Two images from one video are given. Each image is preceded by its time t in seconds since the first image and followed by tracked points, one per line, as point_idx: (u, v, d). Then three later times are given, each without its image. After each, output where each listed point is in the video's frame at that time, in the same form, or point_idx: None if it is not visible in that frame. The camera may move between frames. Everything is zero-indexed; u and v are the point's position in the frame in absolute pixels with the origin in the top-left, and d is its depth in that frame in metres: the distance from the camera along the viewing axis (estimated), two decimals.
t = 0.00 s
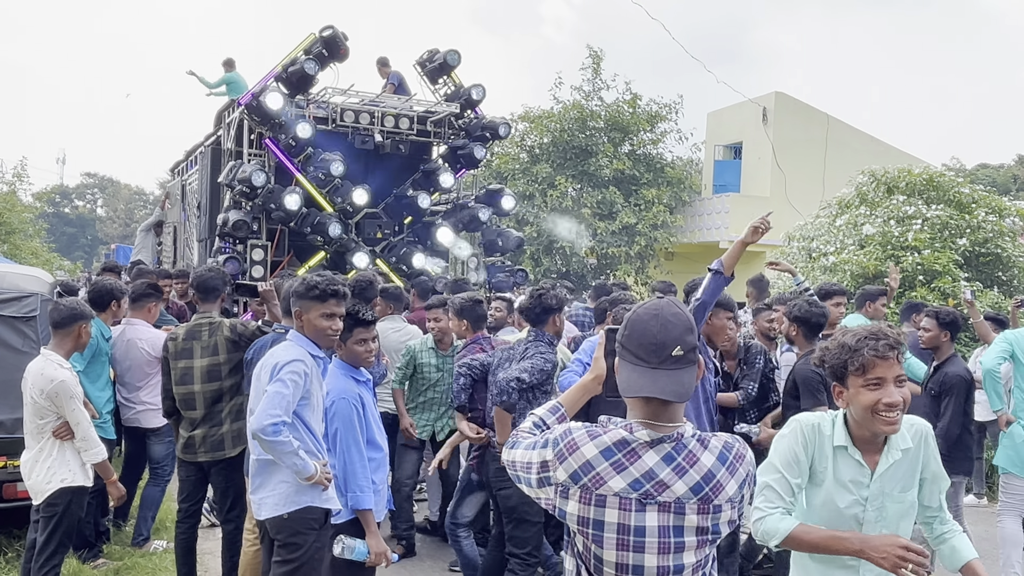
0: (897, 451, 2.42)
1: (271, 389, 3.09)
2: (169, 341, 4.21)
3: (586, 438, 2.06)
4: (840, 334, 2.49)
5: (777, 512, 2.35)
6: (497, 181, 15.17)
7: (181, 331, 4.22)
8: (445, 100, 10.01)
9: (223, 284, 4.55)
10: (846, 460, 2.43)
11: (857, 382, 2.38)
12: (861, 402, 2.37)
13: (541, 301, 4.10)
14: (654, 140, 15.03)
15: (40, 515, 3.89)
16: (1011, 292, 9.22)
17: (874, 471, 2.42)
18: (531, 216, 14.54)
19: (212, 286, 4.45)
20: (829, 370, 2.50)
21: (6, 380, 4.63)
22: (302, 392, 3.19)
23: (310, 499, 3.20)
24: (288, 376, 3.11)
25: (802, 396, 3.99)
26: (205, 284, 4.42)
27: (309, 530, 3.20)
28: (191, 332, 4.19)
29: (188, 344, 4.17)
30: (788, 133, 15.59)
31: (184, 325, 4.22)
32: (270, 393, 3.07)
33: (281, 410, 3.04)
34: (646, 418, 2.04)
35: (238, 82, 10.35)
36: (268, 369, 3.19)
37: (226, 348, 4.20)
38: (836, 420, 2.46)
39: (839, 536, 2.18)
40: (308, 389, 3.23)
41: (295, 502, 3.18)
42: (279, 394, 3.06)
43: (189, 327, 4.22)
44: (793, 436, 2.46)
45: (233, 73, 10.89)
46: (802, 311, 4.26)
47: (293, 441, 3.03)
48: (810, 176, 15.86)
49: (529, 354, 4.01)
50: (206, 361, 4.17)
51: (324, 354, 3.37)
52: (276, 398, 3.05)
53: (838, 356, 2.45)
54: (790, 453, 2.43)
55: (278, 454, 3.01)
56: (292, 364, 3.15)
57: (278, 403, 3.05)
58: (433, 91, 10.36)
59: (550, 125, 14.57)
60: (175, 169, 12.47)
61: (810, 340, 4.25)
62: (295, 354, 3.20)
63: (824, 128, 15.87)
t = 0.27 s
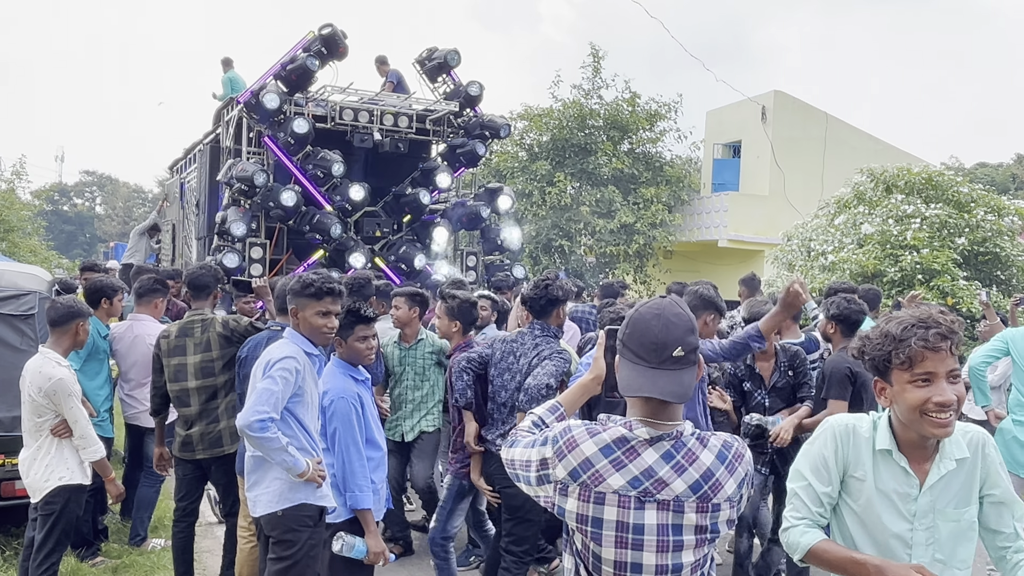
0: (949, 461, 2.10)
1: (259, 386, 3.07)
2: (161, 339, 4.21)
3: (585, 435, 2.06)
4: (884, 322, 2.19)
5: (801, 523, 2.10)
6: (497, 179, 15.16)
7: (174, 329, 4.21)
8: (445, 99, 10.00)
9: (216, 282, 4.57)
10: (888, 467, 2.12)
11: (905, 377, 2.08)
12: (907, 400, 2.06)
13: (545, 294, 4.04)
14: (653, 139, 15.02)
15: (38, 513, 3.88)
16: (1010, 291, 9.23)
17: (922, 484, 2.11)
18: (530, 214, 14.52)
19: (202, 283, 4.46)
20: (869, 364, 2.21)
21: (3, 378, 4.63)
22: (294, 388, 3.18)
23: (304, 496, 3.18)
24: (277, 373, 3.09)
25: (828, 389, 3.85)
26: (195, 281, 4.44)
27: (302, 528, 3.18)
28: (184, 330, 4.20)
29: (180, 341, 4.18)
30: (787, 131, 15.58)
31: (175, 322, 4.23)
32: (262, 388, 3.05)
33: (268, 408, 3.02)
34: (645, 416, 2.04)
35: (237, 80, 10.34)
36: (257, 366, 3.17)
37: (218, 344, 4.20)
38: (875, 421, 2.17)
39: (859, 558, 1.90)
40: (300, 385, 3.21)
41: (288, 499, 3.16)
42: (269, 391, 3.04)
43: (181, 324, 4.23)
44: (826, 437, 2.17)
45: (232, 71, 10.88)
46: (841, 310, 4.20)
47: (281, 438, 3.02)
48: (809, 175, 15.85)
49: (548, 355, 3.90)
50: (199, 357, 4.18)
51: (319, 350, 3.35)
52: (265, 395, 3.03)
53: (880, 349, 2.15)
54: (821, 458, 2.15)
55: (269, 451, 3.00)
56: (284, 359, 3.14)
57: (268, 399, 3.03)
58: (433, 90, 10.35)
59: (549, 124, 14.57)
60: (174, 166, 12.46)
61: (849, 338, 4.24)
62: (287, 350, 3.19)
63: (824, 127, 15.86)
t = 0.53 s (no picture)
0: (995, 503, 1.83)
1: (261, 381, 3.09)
2: (163, 338, 4.22)
3: (586, 434, 2.06)
4: (920, 346, 1.92)
5: None
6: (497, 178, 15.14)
7: (176, 328, 4.22)
8: (445, 98, 10.00)
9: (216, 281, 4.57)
10: (932, 519, 1.80)
11: (956, 409, 1.79)
12: (959, 436, 1.76)
13: (534, 291, 4.04)
14: (654, 138, 15.01)
15: (39, 512, 3.89)
16: (1011, 290, 9.23)
17: (974, 535, 1.80)
18: (531, 212, 14.51)
19: (204, 283, 4.47)
20: (905, 394, 1.91)
21: (4, 377, 4.63)
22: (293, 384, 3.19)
23: (302, 493, 3.19)
24: (278, 369, 3.11)
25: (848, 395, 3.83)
26: (197, 281, 4.46)
27: (300, 524, 3.18)
28: (185, 329, 4.20)
29: (181, 340, 4.19)
30: (788, 130, 15.57)
31: (177, 321, 4.23)
32: (264, 383, 3.07)
33: (272, 402, 3.04)
34: (646, 415, 2.04)
35: (238, 79, 10.33)
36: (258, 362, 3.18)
37: (220, 343, 4.22)
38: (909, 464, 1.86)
39: None
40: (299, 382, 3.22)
41: (286, 496, 3.17)
42: (271, 385, 3.06)
43: (183, 324, 4.22)
44: (854, 489, 1.84)
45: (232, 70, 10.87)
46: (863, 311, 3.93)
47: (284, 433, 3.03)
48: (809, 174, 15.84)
49: (549, 352, 3.85)
50: (200, 356, 4.18)
51: (315, 347, 3.39)
52: (268, 389, 3.05)
53: (924, 376, 1.85)
54: (854, 512, 1.82)
55: (271, 445, 3.01)
56: (284, 356, 3.16)
57: (270, 394, 3.05)
58: (433, 88, 10.35)
59: (550, 122, 14.56)
60: (175, 165, 12.45)
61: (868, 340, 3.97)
62: (287, 347, 3.20)
63: (825, 126, 15.85)
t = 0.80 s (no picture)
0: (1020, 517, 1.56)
1: (268, 375, 3.10)
2: (173, 338, 4.22)
3: (592, 434, 2.06)
4: (982, 323, 1.52)
5: None
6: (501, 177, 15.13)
7: (184, 326, 4.23)
8: (449, 97, 10.00)
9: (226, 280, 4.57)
10: (1008, 548, 1.43)
11: None
12: None
13: (534, 291, 4.00)
14: (658, 137, 14.99)
15: (43, 509, 3.89)
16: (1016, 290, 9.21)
17: None
18: (534, 212, 14.50)
19: (212, 281, 4.48)
20: (972, 382, 1.48)
21: (9, 375, 4.63)
22: (297, 381, 3.20)
23: (306, 488, 3.19)
24: (284, 363, 3.13)
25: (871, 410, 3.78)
26: (206, 279, 4.47)
27: (304, 519, 3.18)
28: (194, 328, 4.20)
29: (191, 339, 4.19)
30: (792, 129, 15.55)
31: (187, 320, 4.23)
32: (269, 378, 3.08)
33: (280, 395, 3.05)
34: (652, 414, 2.03)
35: (242, 78, 10.35)
36: (264, 358, 3.19)
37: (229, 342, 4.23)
38: (969, 481, 1.47)
39: None
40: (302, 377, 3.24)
41: (291, 491, 3.17)
42: (279, 380, 3.07)
43: (192, 322, 4.22)
44: (918, 522, 1.41)
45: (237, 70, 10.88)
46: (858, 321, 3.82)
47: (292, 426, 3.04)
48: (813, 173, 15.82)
49: (546, 348, 3.87)
50: (210, 355, 4.18)
51: (314, 344, 3.39)
52: (275, 383, 3.06)
53: (1002, 357, 1.45)
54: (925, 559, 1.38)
55: (278, 439, 3.02)
56: (288, 352, 3.17)
57: (278, 388, 3.06)
58: (437, 87, 10.35)
59: (554, 121, 14.56)
60: (179, 163, 12.46)
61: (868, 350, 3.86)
62: (290, 344, 3.22)
63: (829, 125, 15.82)
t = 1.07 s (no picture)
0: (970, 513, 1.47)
1: (268, 371, 3.11)
2: (185, 338, 4.23)
3: (598, 434, 2.05)
4: None
5: None
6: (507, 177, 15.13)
7: (196, 326, 4.24)
8: (455, 96, 10.00)
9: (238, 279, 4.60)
10: None
11: None
12: None
13: (539, 288, 4.06)
14: (664, 136, 14.96)
15: (51, 508, 3.91)
16: None
17: None
18: (540, 212, 14.50)
19: (224, 280, 4.50)
20: None
21: (17, 374, 4.65)
22: (298, 379, 3.21)
23: (309, 484, 3.18)
24: (282, 360, 3.14)
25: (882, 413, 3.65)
26: (218, 278, 4.48)
27: (308, 515, 3.18)
28: (206, 327, 4.21)
29: (203, 338, 4.20)
30: (799, 129, 15.51)
31: (199, 319, 4.24)
32: (270, 374, 3.09)
33: (281, 392, 3.07)
34: (658, 415, 2.03)
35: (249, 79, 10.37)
36: (263, 355, 3.20)
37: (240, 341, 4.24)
38: (1003, 504, 1.27)
39: None
40: (303, 374, 3.25)
41: (294, 488, 3.16)
42: (280, 376, 3.09)
43: (203, 322, 4.23)
44: (978, 570, 1.20)
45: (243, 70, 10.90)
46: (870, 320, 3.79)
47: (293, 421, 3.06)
48: (820, 173, 15.77)
49: (540, 345, 3.87)
50: (221, 355, 4.18)
51: (312, 341, 3.40)
52: (275, 379, 3.07)
53: None
54: None
55: (280, 434, 3.04)
56: (288, 349, 3.18)
57: (279, 384, 3.07)
58: (443, 87, 10.35)
59: (560, 121, 14.55)
60: (186, 163, 12.50)
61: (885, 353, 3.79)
62: (289, 341, 3.22)
63: (836, 124, 15.78)
